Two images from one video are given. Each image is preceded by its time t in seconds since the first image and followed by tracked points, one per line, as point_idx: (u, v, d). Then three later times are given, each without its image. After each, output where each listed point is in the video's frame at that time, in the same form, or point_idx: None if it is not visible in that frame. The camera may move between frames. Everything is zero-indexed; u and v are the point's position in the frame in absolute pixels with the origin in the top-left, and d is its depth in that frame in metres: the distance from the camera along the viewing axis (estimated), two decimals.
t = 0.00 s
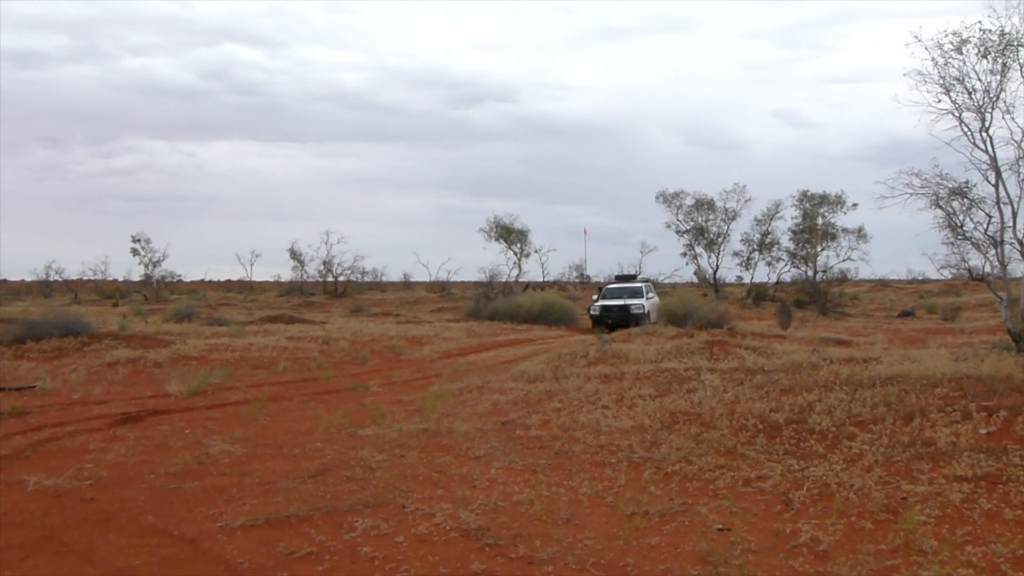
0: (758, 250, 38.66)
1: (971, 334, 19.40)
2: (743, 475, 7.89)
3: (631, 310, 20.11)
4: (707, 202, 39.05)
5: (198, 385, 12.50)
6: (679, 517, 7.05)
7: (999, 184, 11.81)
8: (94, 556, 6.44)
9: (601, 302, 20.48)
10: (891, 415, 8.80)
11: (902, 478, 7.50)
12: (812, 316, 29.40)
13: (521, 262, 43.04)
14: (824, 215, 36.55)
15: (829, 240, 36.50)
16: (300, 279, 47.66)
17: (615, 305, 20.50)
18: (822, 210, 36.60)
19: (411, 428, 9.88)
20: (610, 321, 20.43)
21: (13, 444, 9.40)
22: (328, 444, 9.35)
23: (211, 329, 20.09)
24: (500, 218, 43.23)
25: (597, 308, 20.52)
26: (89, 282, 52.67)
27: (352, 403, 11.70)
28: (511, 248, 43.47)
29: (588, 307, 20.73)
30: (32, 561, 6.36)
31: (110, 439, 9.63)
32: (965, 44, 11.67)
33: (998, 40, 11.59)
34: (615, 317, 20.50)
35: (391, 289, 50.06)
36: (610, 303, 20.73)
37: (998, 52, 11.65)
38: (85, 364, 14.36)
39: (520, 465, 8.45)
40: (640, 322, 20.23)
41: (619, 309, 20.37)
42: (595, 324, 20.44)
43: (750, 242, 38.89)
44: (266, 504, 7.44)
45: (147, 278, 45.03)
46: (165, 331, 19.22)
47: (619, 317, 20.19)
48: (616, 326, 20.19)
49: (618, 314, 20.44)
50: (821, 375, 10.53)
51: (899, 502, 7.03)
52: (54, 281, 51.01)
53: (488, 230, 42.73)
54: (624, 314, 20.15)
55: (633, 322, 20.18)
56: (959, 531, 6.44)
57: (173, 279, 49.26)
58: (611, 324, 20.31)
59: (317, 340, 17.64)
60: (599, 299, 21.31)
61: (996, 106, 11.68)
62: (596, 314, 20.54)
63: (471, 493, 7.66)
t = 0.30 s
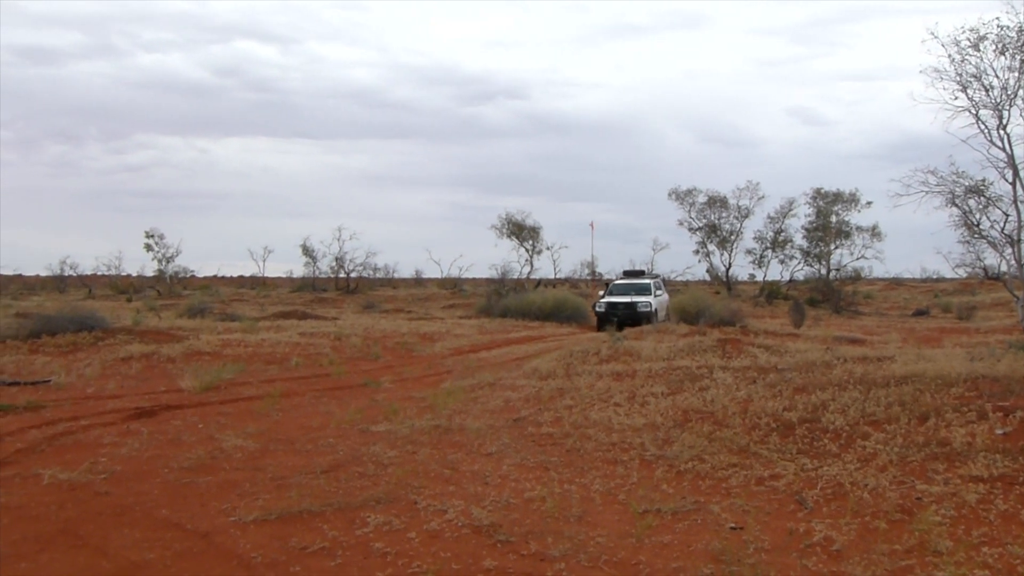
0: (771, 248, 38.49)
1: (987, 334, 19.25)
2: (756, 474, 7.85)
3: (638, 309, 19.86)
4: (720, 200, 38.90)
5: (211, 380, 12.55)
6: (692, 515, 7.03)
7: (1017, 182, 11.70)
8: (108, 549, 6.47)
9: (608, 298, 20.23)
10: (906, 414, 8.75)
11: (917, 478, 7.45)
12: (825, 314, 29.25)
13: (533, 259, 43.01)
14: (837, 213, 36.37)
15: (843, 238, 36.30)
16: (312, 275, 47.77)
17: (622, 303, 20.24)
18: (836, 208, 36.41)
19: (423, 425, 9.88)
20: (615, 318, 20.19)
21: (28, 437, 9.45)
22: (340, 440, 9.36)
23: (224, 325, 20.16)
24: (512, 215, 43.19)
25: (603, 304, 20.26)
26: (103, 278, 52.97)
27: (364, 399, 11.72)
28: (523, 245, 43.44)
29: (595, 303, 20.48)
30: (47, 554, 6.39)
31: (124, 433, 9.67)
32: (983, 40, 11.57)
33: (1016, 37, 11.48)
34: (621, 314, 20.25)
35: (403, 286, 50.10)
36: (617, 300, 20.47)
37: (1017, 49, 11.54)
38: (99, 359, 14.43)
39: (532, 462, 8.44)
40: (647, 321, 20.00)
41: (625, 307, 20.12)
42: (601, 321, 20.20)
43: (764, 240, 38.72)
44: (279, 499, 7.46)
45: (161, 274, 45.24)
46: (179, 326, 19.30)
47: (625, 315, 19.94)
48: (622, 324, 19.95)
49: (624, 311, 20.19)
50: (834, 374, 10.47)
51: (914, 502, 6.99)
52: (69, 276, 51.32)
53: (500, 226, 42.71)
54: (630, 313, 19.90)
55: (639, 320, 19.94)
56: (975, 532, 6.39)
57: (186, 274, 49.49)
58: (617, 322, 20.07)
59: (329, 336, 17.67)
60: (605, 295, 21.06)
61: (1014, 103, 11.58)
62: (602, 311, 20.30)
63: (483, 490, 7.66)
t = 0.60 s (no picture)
0: (816, 242, 37.91)
1: None
2: (803, 471, 7.74)
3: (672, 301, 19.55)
4: (763, 193, 38.41)
5: (256, 373, 12.73)
6: (737, 512, 6.95)
7: None
8: (159, 539, 6.60)
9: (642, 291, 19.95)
10: (957, 412, 8.56)
11: (970, 477, 7.29)
12: (872, 309, 28.74)
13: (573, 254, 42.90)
14: (884, 206, 35.71)
15: (890, 232, 35.62)
16: (355, 270, 48.19)
17: (657, 295, 19.95)
18: (883, 201, 35.76)
19: (465, 419, 9.91)
20: (649, 311, 19.95)
21: (80, 428, 9.68)
22: (384, 434, 9.43)
23: (269, 319, 20.44)
24: (553, 209, 43.11)
25: (637, 296, 19.97)
26: (151, 273, 54.01)
27: (407, 393, 11.80)
28: (564, 239, 43.34)
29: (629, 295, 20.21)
30: (98, 544, 6.53)
31: (172, 425, 9.85)
32: None
33: None
34: (656, 306, 19.95)
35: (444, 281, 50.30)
36: (651, 292, 20.18)
37: None
38: (148, 352, 14.72)
39: (575, 457, 8.42)
40: (682, 313, 19.70)
41: (660, 299, 19.83)
42: (634, 314, 19.91)
43: (808, 234, 38.15)
44: (323, 492, 7.54)
45: (206, 268, 46.00)
46: (225, 320, 19.60)
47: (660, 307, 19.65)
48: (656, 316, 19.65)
49: (658, 304, 19.89)
50: (883, 370, 10.28)
51: (966, 502, 6.84)
52: (118, 272, 52.42)
53: (541, 221, 42.67)
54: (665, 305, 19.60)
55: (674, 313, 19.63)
56: None
57: (231, 269, 50.27)
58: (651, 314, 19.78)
59: (372, 330, 17.81)
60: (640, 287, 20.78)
61: None
62: (636, 303, 20.01)
63: (526, 484, 7.66)
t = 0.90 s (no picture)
0: (860, 235, 37.27)
1: None
2: (845, 467, 7.62)
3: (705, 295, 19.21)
4: (807, 186, 37.86)
5: (298, 371, 12.89)
6: (778, 509, 6.86)
7: None
8: (202, 535, 6.72)
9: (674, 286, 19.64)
10: (1007, 406, 8.35)
11: (1020, 473, 7.11)
12: (919, 302, 28.17)
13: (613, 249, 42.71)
14: (931, 197, 35.00)
15: (938, 223, 34.88)
16: (395, 269, 48.53)
17: (689, 290, 19.63)
18: (930, 191, 35.06)
19: (504, 416, 9.92)
20: (681, 307, 19.67)
21: (127, 427, 9.88)
22: (423, 431, 9.48)
23: (310, 318, 20.69)
24: (593, 205, 42.94)
25: (669, 291, 19.67)
26: (196, 274, 54.97)
27: (447, 390, 11.85)
28: (603, 235, 43.16)
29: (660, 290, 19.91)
30: (144, 540, 6.67)
31: (216, 423, 10.02)
32: None
33: None
34: (688, 301, 19.63)
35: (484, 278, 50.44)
36: (684, 287, 19.85)
37: None
38: (192, 351, 14.98)
39: (613, 454, 8.38)
40: (715, 309, 19.38)
41: (693, 294, 19.51)
42: (666, 309, 19.61)
43: (852, 227, 37.53)
44: (363, 488, 7.61)
45: (250, 268, 46.67)
46: (267, 319, 19.88)
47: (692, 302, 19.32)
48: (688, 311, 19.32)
49: (691, 298, 19.56)
50: (929, 364, 10.06)
51: (1016, 498, 6.67)
52: (164, 273, 53.44)
53: (580, 217, 42.56)
54: (698, 300, 19.28)
55: (707, 308, 19.30)
56: None
57: (274, 269, 50.96)
58: (683, 309, 19.46)
59: (412, 327, 17.93)
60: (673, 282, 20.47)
61: None
62: (668, 298, 19.70)
63: (565, 481, 7.65)
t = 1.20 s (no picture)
0: (857, 226, 37.29)
1: None
2: (841, 458, 7.64)
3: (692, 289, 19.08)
4: (802, 177, 37.87)
5: (296, 370, 12.90)
6: (775, 501, 6.88)
7: None
8: (199, 535, 6.73)
9: (661, 280, 19.50)
10: (1002, 395, 8.36)
11: (1015, 462, 7.12)
12: (916, 293, 28.19)
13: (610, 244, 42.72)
14: (927, 187, 35.05)
15: (934, 213, 34.92)
16: (392, 267, 48.54)
17: (676, 284, 19.49)
18: (925, 181, 35.12)
19: (501, 412, 9.94)
20: (669, 301, 19.53)
21: (124, 428, 9.89)
22: (420, 428, 9.49)
23: (307, 317, 20.70)
24: (589, 200, 42.94)
25: (655, 285, 19.53)
26: (194, 275, 54.97)
27: (444, 387, 11.87)
28: (600, 230, 43.16)
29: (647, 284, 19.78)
30: (141, 541, 6.68)
31: (213, 423, 10.03)
32: None
33: None
34: (675, 295, 19.51)
35: (481, 275, 50.44)
36: (671, 280, 19.72)
37: None
38: (189, 351, 14.99)
39: (610, 448, 8.39)
40: (703, 303, 19.27)
41: (680, 288, 19.38)
42: (653, 303, 19.48)
43: (849, 218, 37.53)
44: (361, 487, 7.62)
45: (247, 268, 46.66)
46: (265, 319, 19.90)
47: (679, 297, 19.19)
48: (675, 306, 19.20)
49: (678, 292, 19.44)
50: (925, 354, 10.08)
51: (1012, 487, 6.68)
52: (161, 274, 53.43)
53: (577, 212, 42.57)
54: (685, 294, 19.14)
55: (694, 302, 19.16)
56: None
57: (272, 269, 50.96)
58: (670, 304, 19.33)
59: (409, 325, 17.94)
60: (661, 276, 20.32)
61: None
62: (655, 292, 19.57)
63: (561, 476, 7.66)
